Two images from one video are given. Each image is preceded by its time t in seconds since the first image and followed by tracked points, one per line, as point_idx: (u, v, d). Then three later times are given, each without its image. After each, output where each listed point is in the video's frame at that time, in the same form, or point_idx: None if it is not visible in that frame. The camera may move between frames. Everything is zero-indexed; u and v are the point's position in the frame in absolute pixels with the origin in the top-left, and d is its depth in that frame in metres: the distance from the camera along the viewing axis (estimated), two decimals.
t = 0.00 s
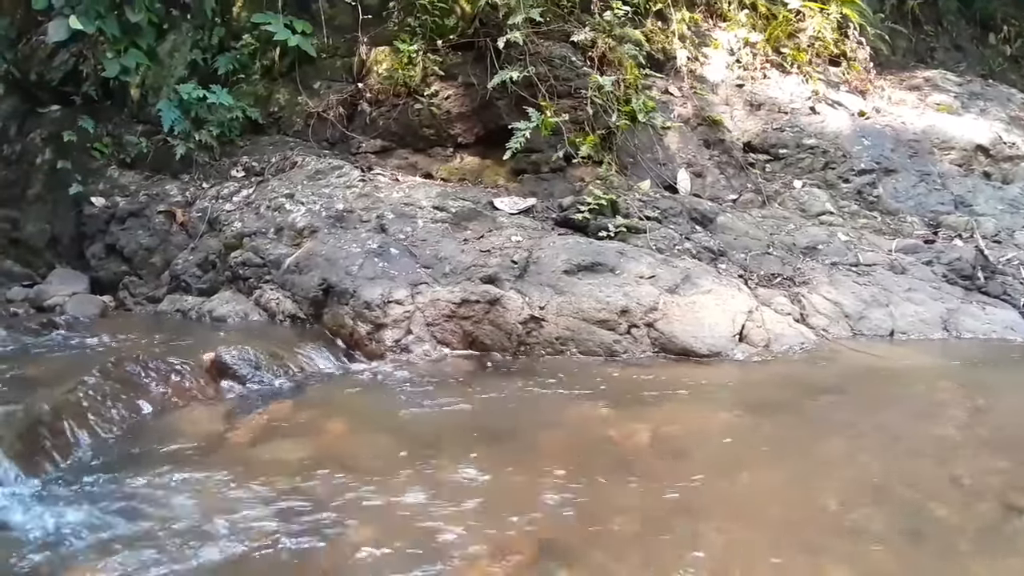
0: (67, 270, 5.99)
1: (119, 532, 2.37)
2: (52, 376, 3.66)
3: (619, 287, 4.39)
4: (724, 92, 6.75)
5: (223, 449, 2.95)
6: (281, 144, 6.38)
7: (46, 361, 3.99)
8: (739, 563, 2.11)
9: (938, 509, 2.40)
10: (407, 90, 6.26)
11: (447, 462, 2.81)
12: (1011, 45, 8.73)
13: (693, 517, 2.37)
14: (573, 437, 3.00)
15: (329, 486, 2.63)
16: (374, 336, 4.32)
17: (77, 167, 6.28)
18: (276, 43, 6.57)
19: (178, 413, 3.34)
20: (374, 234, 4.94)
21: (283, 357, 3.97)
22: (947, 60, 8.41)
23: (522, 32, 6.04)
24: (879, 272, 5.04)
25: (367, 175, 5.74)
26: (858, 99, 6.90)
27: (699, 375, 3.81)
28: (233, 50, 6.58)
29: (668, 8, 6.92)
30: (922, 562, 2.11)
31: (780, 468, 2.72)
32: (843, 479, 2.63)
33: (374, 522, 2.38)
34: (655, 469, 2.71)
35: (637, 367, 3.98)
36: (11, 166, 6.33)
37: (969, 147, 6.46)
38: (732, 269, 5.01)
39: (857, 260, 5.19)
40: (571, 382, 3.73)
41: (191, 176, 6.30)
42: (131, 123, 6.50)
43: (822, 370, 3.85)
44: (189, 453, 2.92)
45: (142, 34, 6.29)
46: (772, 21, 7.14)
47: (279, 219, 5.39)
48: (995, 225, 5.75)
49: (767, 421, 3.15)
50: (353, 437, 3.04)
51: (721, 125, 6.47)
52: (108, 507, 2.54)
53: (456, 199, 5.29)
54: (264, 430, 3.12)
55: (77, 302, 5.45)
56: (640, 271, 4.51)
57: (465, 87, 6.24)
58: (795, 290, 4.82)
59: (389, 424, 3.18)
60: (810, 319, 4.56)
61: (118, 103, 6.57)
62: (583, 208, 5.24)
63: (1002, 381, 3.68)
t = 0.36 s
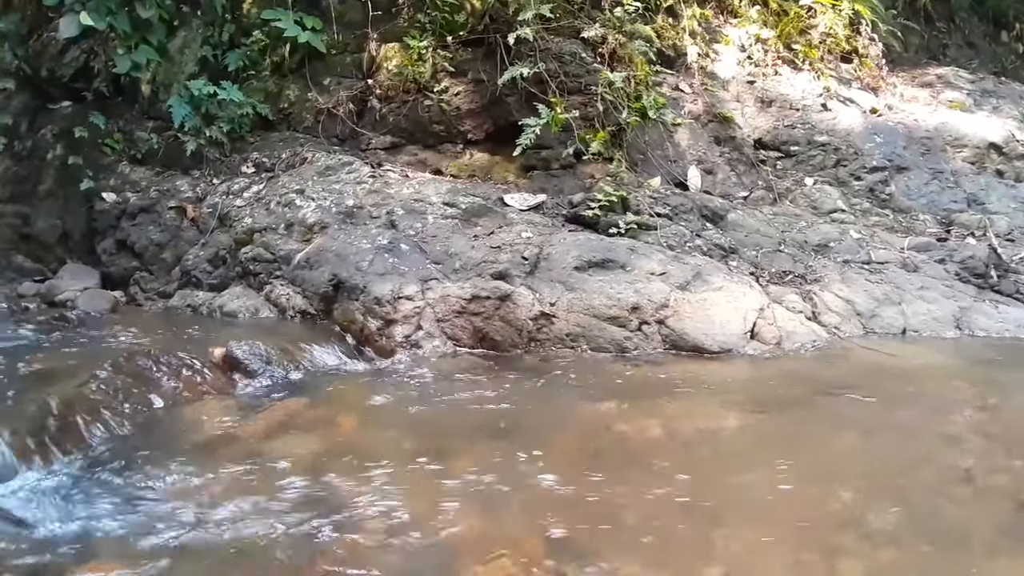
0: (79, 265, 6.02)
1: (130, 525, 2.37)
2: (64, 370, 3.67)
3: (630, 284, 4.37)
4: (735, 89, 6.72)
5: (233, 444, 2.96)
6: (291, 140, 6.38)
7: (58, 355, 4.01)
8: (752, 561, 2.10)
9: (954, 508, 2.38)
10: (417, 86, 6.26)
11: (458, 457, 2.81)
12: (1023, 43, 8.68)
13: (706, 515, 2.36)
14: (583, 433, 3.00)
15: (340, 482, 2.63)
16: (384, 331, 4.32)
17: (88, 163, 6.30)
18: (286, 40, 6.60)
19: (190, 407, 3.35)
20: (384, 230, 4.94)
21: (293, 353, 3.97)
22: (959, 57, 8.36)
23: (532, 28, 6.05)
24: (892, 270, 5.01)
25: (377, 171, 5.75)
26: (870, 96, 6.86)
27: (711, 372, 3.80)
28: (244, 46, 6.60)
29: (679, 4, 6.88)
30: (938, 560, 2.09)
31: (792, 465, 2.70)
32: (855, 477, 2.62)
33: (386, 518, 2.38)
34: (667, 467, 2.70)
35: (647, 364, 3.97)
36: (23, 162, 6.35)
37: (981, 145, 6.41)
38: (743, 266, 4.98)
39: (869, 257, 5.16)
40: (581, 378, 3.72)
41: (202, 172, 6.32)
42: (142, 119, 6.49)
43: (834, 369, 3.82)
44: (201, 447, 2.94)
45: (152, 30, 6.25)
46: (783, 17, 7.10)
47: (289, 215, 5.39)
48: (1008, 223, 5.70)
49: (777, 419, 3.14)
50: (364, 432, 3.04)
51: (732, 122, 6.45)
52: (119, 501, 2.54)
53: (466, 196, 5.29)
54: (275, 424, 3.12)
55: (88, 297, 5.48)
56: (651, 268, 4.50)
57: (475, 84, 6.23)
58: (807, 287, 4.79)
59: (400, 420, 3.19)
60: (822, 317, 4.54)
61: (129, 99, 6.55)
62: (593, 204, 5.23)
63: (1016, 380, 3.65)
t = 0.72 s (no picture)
0: (92, 263, 6.06)
1: (145, 520, 2.38)
2: (77, 366, 3.70)
3: (642, 281, 4.36)
4: (746, 85, 6.68)
5: (246, 440, 2.96)
6: (301, 137, 6.39)
7: (70, 351, 4.05)
8: (768, 559, 2.09)
9: (973, 507, 2.36)
10: (427, 84, 6.25)
11: (471, 453, 2.80)
12: None
13: (722, 512, 2.35)
14: (595, 430, 2.99)
15: (350, 479, 2.63)
16: (396, 328, 4.32)
17: (100, 161, 6.32)
18: (296, 37, 6.59)
19: (204, 404, 3.35)
20: (395, 227, 4.94)
21: (305, 349, 3.98)
22: (971, 52, 8.31)
23: (542, 25, 6.03)
24: (906, 266, 4.98)
25: (388, 167, 5.75)
26: (882, 92, 6.82)
27: (723, 369, 3.78)
28: (254, 44, 6.60)
29: None
30: (959, 559, 2.07)
31: (805, 463, 2.68)
32: (871, 474, 2.59)
33: (399, 514, 2.38)
34: (680, 464, 2.68)
35: (659, 361, 3.96)
36: (36, 160, 6.42)
37: (995, 141, 6.37)
38: (756, 263, 4.96)
39: (883, 254, 5.12)
40: (593, 375, 3.71)
41: (213, 170, 6.33)
42: (153, 118, 6.51)
43: (848, 366, 3.80)
44: (214, 443, 2.94)
45: (163, 28, 6.24)
46: (795, 12, 7.03)
47: (301, 212, 5.40)
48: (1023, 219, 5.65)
49: (791, 416, 3.12)
50: (377, 428, 3.04)
51: (743, 118, 6.40)
52: (133, 494, 2.56)
53: (477, 192, 5.28)
54: (287, 420, 3.13)
55: (101, 294, 5.52)
56: (663, 265, 4.48)
57: (485, 81, 6.22)
58: (820, 284, 4.77)
59: (412, 416, 3.19)
60: (835, 314, 4.51)
61: (140, 98, 6.61)
62: (605, 201, 5.21)
63: None
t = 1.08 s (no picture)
0: (104, 259, 6.08)
1: (158, 515, 2.39)
2: (89, 362, 3.71)
3: (653, 278, 4.34)
4: (758, 82, 6.62)
5: (259, 436, 2.97)
6: (312, 135, 6.40)
7: (82, 348, 4.05)
8: (782, 557, 2.08)
9: (989, 506, 2.34)
10: (437, 81, 6.24)
11: (485, 450, 2.81)
12: None
13: (736, 511, 2.33)
14: (606, 427, 2.99)
15: (364, 475, 2.63)
16: (407, 325, 4.32)
17: (112, 158, 6.36)
18: (307, 35, 6.58)
19: (216, 399, 3.37)
20: (407, 224, 4.94)
21: (317, 345, 3.99)
22: (984, 49, 8.24)
23: (553, 21, 6.01)
24: (919, 265, 4.94)
25: (399, 165, 5.75)
26: (895, 88, 6.76)
27: (736, 367, 3.76)
28: (265, 42, 6.60)
29: None
30: (978, 558, 2.05)
31: (819, 462, 2.66)
32: (886, 472, 2.58)
33: (412, 511, 2.38)
34: (693, 462, 2.67)
35: (671, 359, 3.94)
36: (48, 157, 6.43)
37: (1009, 138, 6.31)
38: (768, 260, 4.94)
39: (896, 252, 5.09)
40: (605, 372, 3.71)
41: (224, 167, 6.35)
42: (165, 115, 6.54)
43: (862, 365, 3.77)
44: (227, 438, 2.96)
45: (174, 26, 6.37)
46: (806, 9, 7.01)
47: (312, 209, 5.41)
48: None
49: (804, 414, 3.10)
50: (389, 425, 3.04)
51: (755, 115, 6.37)
52: (144, 489, 2.57)
53: (488, 189, 5.28)
54: (299, 417, 3.14)
55: (113, 290, 5.55)
56: (675, 262, 4.47)
57: (496, 78, 6.22)
58: (832, 282, 4.74)
59: (423, 412, 3.19)
60: (848, 312, 4.48)
61: (152, 95, 6.63)
62: (616, 198, 5.19)
63: None
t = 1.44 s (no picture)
0: (115, 258, 6.11)
1: (170, 513, 2.40)
2: (102, 361, 3.73)
3: (665, 280, 4.33)
4: (769, 83, 6.60)
5: (270, 435, 2.98)
6: (323, 135, 6.43)
7: (92, 347, 4.06)
8: (796, 560, 2.07)
9: (1006, 510, 2.32)
10: (448, 82, 6.25)
11: (495, 450, 2.81)
12: None
13: (749, 513, 2.32)
14: (617, 429, 2.98)
15: (374, 475, 2.63)
16: (418, 325, 4.32)
17: (124, 158, 6.40)
18: (318, 36, 6.60)
19: (228, 398, 3.38)
20: (417, 224, 4.94)
21: (328, 345, 4.00)
22: (996, 50, 8.19)
23: (564, 22, 5.98)
24: (932, 267, 4.91)
25: (410, 165, 5.76)
26: (908, 90, 6.72)
27: (747, 369, 3.75)
28: (276, 42, 6.64)
29: None
30: (993, 562, 2.04)
31: (832, 464, 2.65)
32: (899, 476, 2.56)
33: (422, 511, 2.38)
34: (703, 464, 2.66)
35: (683, 361, 3.93)
36: (60, 157, 6.47)
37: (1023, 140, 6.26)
38: (780, 262, 4.92)
39: (909, 254, 5.06)
40: (615, 374, 3.69)
41: (236, 167, 6.37)
42: (176, 116, 6.57)
43: (875, 367, 3.74)
44: (239, 437, 2.96)
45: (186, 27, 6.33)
46: (818, 10, 7.01)
47: (323, 209, 5.42)
48: None
49: (816, 416, 3.09)
50: (400, 425, 3.05)
51: (767, 116, 6.35)
52: (154, 489, 2.58)
53: (499, 190, 5.29)
54: (310, 416, 3.14)
55: (125, 289, 5.58)
56: (686, 264, 4.45)
57: (506, 78, 6.21)
58: (845, 284, 4.71)
59: (435, 412, 3.19)
60: (860, 314, 4.46)
61: (164, 95, 6.66)
62: (627, 199, 5.18)
63: None
